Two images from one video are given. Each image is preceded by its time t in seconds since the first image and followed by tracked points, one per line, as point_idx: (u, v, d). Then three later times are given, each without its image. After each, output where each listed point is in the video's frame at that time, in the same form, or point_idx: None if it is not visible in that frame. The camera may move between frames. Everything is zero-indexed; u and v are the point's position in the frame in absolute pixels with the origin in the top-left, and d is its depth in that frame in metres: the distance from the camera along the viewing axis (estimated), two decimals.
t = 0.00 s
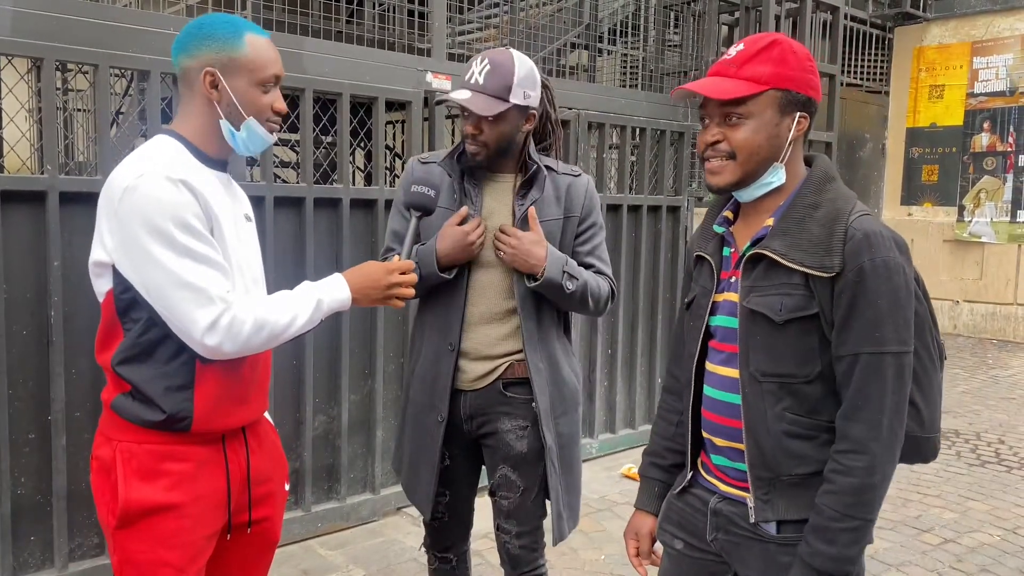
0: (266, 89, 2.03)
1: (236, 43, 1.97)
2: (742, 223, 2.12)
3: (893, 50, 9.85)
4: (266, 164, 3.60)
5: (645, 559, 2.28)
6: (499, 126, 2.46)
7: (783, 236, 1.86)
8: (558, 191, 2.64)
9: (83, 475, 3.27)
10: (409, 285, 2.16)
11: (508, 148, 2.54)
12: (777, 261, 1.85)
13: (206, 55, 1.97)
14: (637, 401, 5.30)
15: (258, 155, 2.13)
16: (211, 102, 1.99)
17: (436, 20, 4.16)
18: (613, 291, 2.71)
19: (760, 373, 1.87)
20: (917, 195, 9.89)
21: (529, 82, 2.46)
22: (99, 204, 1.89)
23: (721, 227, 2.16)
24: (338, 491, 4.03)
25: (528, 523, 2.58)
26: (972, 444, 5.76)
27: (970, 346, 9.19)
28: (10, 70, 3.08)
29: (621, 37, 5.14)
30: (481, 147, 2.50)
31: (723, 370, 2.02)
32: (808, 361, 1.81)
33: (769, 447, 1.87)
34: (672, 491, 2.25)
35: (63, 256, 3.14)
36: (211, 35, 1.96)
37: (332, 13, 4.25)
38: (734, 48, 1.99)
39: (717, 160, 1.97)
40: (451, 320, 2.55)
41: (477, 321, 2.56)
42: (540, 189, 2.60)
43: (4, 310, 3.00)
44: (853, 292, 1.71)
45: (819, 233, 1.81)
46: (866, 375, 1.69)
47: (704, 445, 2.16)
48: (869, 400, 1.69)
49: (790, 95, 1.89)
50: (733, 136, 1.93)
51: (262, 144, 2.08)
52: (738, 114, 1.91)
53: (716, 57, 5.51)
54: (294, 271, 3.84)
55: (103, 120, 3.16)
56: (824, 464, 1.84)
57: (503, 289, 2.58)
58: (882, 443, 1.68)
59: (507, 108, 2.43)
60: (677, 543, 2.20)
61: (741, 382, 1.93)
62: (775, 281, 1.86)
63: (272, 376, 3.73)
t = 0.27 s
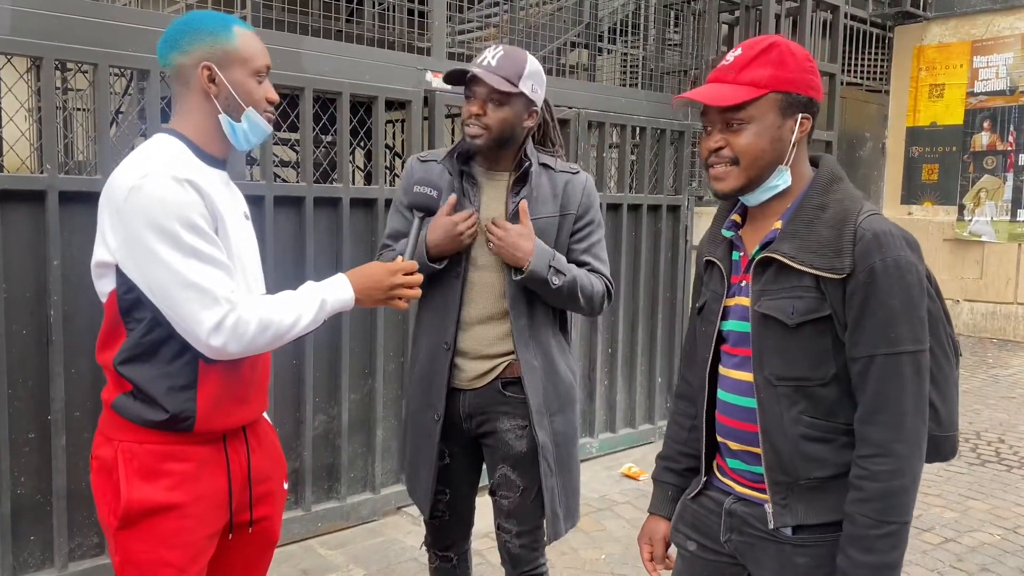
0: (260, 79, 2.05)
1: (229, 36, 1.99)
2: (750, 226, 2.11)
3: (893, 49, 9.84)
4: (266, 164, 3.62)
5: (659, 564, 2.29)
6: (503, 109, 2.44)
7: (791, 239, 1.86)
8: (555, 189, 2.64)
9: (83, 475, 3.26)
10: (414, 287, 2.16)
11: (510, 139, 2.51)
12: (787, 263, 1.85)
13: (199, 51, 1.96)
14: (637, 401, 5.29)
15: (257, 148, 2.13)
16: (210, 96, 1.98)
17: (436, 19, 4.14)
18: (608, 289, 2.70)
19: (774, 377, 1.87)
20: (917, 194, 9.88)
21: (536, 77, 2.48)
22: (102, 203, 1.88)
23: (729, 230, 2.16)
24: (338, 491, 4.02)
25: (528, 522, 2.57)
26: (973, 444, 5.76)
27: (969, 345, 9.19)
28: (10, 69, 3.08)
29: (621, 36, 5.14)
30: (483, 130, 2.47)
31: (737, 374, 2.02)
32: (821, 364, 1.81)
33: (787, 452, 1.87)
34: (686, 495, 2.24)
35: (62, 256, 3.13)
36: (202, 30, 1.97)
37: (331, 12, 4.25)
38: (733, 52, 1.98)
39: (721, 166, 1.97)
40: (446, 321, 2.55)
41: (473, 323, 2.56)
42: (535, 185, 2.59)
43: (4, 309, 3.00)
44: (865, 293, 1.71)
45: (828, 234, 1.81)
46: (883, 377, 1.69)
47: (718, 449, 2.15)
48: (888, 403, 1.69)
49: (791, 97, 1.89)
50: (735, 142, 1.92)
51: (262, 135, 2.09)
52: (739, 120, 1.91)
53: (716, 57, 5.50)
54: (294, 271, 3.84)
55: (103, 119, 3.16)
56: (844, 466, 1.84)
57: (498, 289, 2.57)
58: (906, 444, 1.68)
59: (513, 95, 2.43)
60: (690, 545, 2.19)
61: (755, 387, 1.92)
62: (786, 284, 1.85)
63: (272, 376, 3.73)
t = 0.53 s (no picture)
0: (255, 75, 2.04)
1: (222, 32, 1.98)
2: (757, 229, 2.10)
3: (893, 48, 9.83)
4: (266, 162, 3.61)
5: (669, 567, 2.29)
6: (500, 110, 2.44)
7: (799, 240, 1.86)
8: (557, 188, 2.62)
9: (83, 474, 3.26)
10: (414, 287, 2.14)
11: (510, 139, 2.51)
12: (795, 264, 1.85)
13: (194, 48, 1.96)
14: (637, 400, 5.29)
15: (255, 145, 2.13)
16: (205, 93, 1.98)
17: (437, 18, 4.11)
18: (608, 295, 2.65)
19: (784, 379, 1.86)
20: (919, 193, 9.87)
21: (531, 75, 2.47)
22: (101, 202, 1.88)
23: (736, 233, 2.15)
24: (338, 490, 4.02)
25: (530, 522, 2.57)
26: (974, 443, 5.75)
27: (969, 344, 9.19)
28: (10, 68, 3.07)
29: (621, 34, 5.14)
30: (481, 131, 2.47)
31: (746, 376, 2.01)
32: (831, 365, 1.81)
33: (797, 454, 1.86)
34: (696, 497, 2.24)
35: (62, 255, 3.13)
36: (196, 27, 1.97)
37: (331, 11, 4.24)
38: (733, 54, 1.98)
39: (725, 168, 1.97)
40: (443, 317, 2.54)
41: (471, 321, 2.55)
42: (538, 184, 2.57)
43: (4, 308, 2.99)
44: (873, 294, 1.71)
45: (835, 235, 1.80)
46: (892, 376, 1.68)
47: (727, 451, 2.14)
48: (896, 402, 1.68)
49: (793, 98, 1.89)
50: (739, 144, 1.92)
51: (260, 131, 2.08)
52: (742, 122, 1.91)
53: (717, 55, 5.49)
54: (295, 270, 3.83)
55: (103, 118, 3.15)
56: (854, 467, 1.83)
57: (497, 288, 2.56)
58: (914, 444, 1.67)
59: (510, 94, 2.43)
60: (701, 546, 2.19)
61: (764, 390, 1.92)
62: (795, 285, 1.86)
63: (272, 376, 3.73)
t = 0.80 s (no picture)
0: (256, 75, 2.04)
1: (224, 32, 1.98)
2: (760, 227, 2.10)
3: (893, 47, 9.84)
4: (266, 161, 3.60)
5: (676, 566, 2.27)
6: (499, 111, 2.44)
7: (799, 239, 1.86)
8: (559, 187, 2.57)
9: (83, 472, 3.26)
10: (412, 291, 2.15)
11: (511, 139, 2.50)
12: (795, 264, 1.86)
13: (195, 47, 1.96)
14: (638, 399, 5.29)
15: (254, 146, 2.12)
16: (205, 92, 1.98)
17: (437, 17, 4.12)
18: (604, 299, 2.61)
19: (786, 378, 1.87)
20: (919, 192, 9.84)
21: (531, 73, 2.47)
22: (98, 201, 1.88)
23: (740, 231, 2.15)
24: (339, 489, 4.02)
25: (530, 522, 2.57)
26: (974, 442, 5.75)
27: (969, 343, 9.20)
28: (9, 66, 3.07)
29: (622, 33, 5.14)
30: (481, 135, 2.47)
31: (750, 374, 2.02)
32: (832, 364, 1.81)
33: (799, 453, 1.87)
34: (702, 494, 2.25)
35: (62, 254, 3.13)
36: (198, 25, 1.96)
37: (332, 9, 4.24)
38: (734, 53, 1.99)
39: (725, 167, 1.96)
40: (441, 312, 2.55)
41: (469, 319, 2.56)
42: (539, 180, 2.53)
43: (4, 307, 2.99)
44: (873, 293, 1.71)
45: (835, 234, 1.81)
46: (892, 375, 1.68)
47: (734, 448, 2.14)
48: (896, 401, 1.68)
49: (793, 96, 1.89)
50: (738, 143, 1.92)
51: (259, 132, 2.08)
52: (741, 120, 1.91)
53: (717, 54, 5.49)
54: (295, 269, 3.83)
55: (103, 116, 3.15)
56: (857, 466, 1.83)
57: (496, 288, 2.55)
58: (913, 443, 1.67)
59: (508, 95, 2.43)
60: (707, 543, 2.20)
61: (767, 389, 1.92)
62: (796, 284, 1.86)
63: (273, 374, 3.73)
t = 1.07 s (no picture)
0: (257, 76, 2.04)
1: (224, 32, 1.98)
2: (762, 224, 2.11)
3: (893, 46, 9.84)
4: (265, 160, 3.60)
5: (673, 552, 2.33)
6: (504, 104, 2.44)
7: (798, 238, 1.86)
8: (562, 189, 2.55)
9: (84, 472, 3.26)
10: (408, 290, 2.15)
11: (515, 136, 2.49)
12: (792, 263, 1.86)
13: (195, 46, 1.96)
14: (638, 398, 5.29)
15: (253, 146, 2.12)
16: (205, 92, 1.98)
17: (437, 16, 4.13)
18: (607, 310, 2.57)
19: (782, 376, 1.87)
20: (919, 192, 9.78)
21: (537, 69, 2.47)
22: (98, 200, 1.88)
23: (742, 227, 2.16)
24: (339, 488, 4.02)
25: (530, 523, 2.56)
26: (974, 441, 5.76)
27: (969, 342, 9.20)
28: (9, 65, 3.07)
29: (622, 32, 5.14)
30: (485, 127, 2.47)
31: (748, 370, 2.03)
32: (829, 363, 1.81)
33: (794, 451, 1.87)
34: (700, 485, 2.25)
35: (62, 253, 3.13)
36: (199, 24, 1.96)
37: (332, 8, 4.24)
38: (738, 51, 1.99)
39: (724, 167, 1.97)
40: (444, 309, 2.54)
41: (469, 319, 2.57)
42: (543, 181, 2.52)
43: (4, 306, 2.99)
44: (868, 295, 1.70)
45: (834, 233, 1.80)
46: (887, 377, 1.68)
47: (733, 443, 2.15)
48: (890, 404, 1.67)
49: (793, 95, 1.89)
50: (736, 143, 1.93)
51: (259, 133, 2.08)
52: (739, 120, 1.92)
53: (717, 53, 5.49)
54: (294, 268, 3.83)
55: (103, 115, 3.15)
56: (852, 466, 1.83)
57: (495, 288, 2.55)
58: (907, 445, 1.67)
59: (513, 87, 2.43)
60: (703, 535, 2.19)
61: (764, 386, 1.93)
62: (794, 283, 1.86)
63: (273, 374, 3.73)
